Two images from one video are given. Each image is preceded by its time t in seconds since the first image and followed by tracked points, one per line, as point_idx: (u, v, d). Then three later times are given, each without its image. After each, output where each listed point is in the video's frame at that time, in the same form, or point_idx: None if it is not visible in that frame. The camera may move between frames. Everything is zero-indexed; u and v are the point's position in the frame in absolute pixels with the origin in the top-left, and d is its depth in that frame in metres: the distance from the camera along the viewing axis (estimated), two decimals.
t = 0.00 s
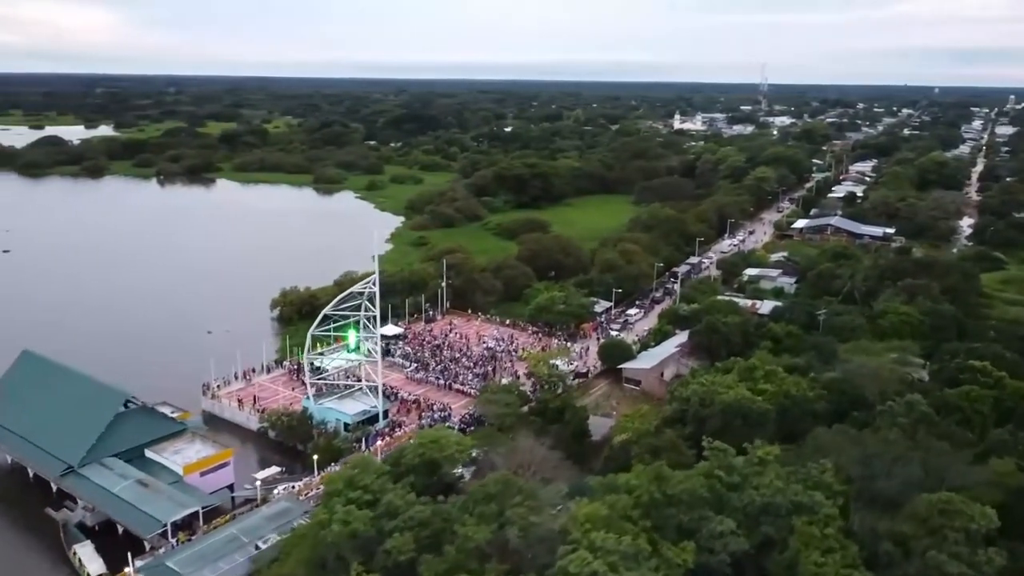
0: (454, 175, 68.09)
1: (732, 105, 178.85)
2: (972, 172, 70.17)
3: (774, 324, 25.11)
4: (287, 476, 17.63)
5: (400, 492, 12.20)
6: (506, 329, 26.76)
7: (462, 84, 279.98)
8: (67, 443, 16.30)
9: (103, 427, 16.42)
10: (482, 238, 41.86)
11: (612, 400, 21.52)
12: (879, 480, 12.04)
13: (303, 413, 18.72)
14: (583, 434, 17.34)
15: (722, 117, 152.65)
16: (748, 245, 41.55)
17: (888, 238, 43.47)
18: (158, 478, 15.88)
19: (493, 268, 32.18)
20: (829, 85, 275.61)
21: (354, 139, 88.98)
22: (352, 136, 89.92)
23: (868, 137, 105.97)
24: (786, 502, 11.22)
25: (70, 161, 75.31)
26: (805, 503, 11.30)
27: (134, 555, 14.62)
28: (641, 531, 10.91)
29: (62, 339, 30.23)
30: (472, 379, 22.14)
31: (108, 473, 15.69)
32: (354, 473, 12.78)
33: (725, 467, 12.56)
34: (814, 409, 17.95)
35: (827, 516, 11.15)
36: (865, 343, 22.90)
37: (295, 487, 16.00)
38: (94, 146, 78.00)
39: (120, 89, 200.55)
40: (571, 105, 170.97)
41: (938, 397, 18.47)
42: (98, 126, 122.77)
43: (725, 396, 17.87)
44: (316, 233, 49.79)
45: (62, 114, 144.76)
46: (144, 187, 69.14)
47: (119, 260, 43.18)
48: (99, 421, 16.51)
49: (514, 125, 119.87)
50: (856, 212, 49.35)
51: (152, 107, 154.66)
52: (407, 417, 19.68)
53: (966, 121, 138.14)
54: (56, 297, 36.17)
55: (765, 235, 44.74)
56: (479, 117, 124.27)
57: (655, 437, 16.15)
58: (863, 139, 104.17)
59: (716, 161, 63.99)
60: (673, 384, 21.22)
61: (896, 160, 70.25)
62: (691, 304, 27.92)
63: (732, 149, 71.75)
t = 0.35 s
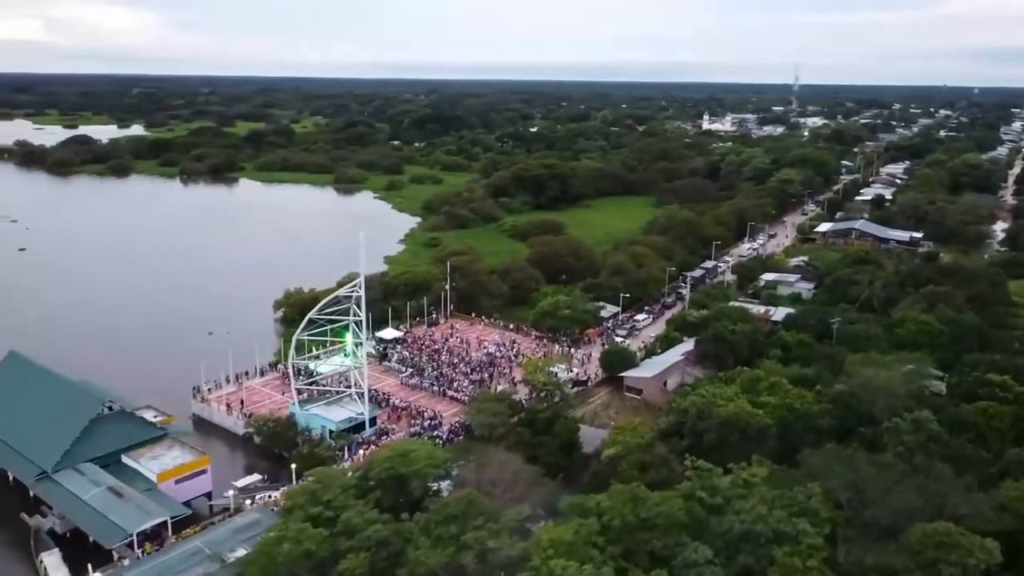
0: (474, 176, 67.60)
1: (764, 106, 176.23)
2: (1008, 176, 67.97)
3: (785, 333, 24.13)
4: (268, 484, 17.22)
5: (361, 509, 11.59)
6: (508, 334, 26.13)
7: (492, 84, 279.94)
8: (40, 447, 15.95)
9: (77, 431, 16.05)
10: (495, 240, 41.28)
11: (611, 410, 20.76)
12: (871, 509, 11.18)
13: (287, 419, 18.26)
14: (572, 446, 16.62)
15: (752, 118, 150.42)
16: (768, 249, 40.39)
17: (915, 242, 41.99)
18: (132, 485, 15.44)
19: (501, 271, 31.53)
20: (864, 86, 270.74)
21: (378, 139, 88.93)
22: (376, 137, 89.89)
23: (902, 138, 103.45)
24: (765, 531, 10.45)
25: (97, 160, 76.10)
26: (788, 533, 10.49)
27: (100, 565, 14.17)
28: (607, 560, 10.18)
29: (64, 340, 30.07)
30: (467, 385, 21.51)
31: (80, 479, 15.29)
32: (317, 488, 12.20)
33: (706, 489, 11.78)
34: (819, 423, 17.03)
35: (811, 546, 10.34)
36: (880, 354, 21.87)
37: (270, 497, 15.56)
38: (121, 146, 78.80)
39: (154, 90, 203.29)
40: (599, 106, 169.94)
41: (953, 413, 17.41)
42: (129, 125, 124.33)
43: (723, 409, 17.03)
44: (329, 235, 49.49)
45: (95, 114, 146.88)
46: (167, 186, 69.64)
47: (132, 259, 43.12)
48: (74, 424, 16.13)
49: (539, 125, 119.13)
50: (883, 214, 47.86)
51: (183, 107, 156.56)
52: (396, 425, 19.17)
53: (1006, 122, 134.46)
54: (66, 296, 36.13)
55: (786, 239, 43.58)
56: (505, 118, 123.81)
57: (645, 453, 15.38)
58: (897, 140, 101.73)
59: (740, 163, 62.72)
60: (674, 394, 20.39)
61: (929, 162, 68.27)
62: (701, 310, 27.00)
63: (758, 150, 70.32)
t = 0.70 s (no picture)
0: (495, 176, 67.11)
1: (798, 107, 173.16)
2: None
3: (796, 341, 23.17)
4: (248, 491, 16.80)
5: (318, 528, 11.05)
6: (510, 339, 25.47)
7: (522, 85, 279.51)
8: (13, 450, 15.55)
9: (54, 435, 15.73)
10: (509, 242, 40.68)
11: (609, 420, 20.00)
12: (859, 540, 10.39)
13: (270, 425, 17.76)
14: (561, 459, 15.94)
15: (784, 119, 148.20)
16: (789, 254, 39.20)
17: (944, 248, 40.46)
18: (104, 492, 15.08)
19: (509, 274, 30.89)
20: (901, 87, 265.56)
21: (402, 139, 88.89)
22: (400, 137, 89.77)
23: (937, 140, 100.98)
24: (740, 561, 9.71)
25: (124, 160, 76.93)
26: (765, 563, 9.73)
27: None
28: None
29: (62, 329, 29.62)
30: (462, 393, 20.85)
31: (51, 485, 14.91)
32: (276, 503, 11.68)
33: (684, 513, 11.05)
34: (821, 440, 16.14)
35: None
36: (894, 367, 20.86)
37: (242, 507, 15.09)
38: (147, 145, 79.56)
39: (188, 90, 206.10)
40: (628, 107, 168.69)
41: (966, 431, 16.41)
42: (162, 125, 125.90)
43: (720, 423, 16.23)
44: (343, 233, 48.75)
45: (130, 114, 148.96)
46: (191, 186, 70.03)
47: (144, 255, 42.88)
48: (51, 428, 15.80)
49: (566, 126, 118.16)
50: (912, 217, 46.38)
51: (214, 107, 158.39)
52: (385, 432, 18.65)
53: None
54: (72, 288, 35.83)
55: (809, 243, 42.37)
56: (532, 118, 123.26)
57: (633, 467, 14.63)
58: (931, 142, 99.31)
59: (766, 164, 61.38)
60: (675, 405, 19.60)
61: (963, 164, 66.29)
62: (711, 317, 26.10)
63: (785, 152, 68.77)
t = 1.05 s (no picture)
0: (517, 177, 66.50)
1: (834, 108, 169.89)
2: None
3: (809, 351, 22.20)
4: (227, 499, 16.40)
5: (271, 547, 10.58)
6: (513, 345, 24.81)
7: (554, 85, 278.75)
8: None
9: (29, 441, 15.37)
10: (524, 244, 40.04)
11: (607, 433, 19.25)
12: None
13: (253, 432, 17.33)
14: (546, 474, 15.28)
15: (818, 119, 145.58)
16: (812, 259, 37.97)
17: (976, 253, 38.86)
18: (77, 498, 14.75)
19: (518, 277, 30.23)
20: (941, 88, 259.61)
21: (428, 140, 88.72)
22: (426, 137, 89.61)
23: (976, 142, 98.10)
24: None
25: (152, 159, 77.79)
26: None
27: None
28: None
29: (66, 330, 29.52)
30: (456, 400, 20.23)
31: (23, 491, 14.54)
32: (232, 519, 11.23)
33: (657, 539, 10.38)
34: (824, 459, 15.26)
35: None
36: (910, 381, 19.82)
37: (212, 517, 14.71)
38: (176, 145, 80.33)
39: (223, 91, 208.79)
40: (659, 107, 167.05)
41: (981, 452, 15.40)
42: (194, 125, 128.07)
43: (716, 439, 15.44)
44: (358, 235, 48.56)
45: (164, 114, 151.08)
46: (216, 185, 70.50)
47: (159, 256, 42.91)
48: (27, 434, 15.45)
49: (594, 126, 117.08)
50: (944, 221, 44.74)
51: (247, 107, 160.17)
52: (372, 442, 18.13)
53: None
54: (83, 287, 35.88)
55: (834, 247, 41.08)
56: (560, 119, 122.53)
57: (619, 486, 13.93)
58: (970, 143, 96.53)
59: (795, 166, 59.93)
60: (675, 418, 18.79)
61: (1002, 167, 64.08)
62: (722, 324, 25.17)
63: (815, 154, 67.07)
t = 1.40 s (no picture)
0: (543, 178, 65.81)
1: (876, 109, 166.07)
2: None
3: (823, 363, 21.22)
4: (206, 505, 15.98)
5: (221, 567, 10.19)
6: (517, 352, 24.22)
7: (589, 86, 277.41)
8: None
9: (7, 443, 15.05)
10: (541, 246, 39.38)
11: (604, 447, 18.53)
12: None
13: (238, 438, 16.91)
14: (531, 490, 14.59)
15: (858, 120, 142.29)
16: (839, 265, 36.69)
17: (1013, 261, 37.20)
18: (50, 504, 14.41)
19: (528, 281, 29.61)
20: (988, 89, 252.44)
21: (456, 140, 88.52)
22: (455, 137, 89.35)
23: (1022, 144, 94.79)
24: None
25: (183, 159, 78.66)
26: None
27: None
28: None
29: (76, 330, 29.49)
30: (450, 409, 19.66)
31: None
32: (187, 537, 10.87)
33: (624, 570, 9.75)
34: (825, 481, 14.39)
35: None
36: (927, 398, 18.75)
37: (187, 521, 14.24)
38: (207, 145, 81.21)
39: (262, 91, 211.41)
40: (694, 108, 165.01)
41: (997, 477, 14.37)
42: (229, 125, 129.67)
43: (712, 457, 14.65)
44: (374, 237, 48.36)
45: (202, 114, 153.40)
46: (244, 184, 71.03)
47: (177, 256, 42.97)
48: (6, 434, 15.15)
49: (627, 127, 115.81)
50: (982, 226, 42.94)
51: (283, 107, 161.95)
52: (359, 451, 17.61)
53: None
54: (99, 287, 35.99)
55: (863, 253, 39.71)
56: (592, 119, 121.55)
57: (603, 506, 13.26)
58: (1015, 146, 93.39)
59: (828, 168, 58.31)
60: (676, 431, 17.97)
61: None
62: (735, 333, 24.24)
63: (850, 156, 65.31)
